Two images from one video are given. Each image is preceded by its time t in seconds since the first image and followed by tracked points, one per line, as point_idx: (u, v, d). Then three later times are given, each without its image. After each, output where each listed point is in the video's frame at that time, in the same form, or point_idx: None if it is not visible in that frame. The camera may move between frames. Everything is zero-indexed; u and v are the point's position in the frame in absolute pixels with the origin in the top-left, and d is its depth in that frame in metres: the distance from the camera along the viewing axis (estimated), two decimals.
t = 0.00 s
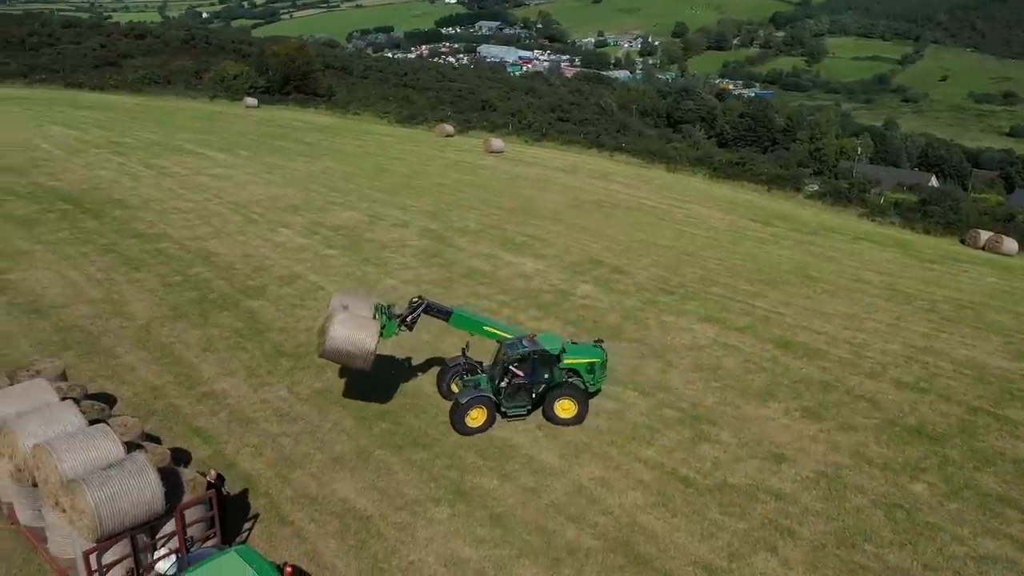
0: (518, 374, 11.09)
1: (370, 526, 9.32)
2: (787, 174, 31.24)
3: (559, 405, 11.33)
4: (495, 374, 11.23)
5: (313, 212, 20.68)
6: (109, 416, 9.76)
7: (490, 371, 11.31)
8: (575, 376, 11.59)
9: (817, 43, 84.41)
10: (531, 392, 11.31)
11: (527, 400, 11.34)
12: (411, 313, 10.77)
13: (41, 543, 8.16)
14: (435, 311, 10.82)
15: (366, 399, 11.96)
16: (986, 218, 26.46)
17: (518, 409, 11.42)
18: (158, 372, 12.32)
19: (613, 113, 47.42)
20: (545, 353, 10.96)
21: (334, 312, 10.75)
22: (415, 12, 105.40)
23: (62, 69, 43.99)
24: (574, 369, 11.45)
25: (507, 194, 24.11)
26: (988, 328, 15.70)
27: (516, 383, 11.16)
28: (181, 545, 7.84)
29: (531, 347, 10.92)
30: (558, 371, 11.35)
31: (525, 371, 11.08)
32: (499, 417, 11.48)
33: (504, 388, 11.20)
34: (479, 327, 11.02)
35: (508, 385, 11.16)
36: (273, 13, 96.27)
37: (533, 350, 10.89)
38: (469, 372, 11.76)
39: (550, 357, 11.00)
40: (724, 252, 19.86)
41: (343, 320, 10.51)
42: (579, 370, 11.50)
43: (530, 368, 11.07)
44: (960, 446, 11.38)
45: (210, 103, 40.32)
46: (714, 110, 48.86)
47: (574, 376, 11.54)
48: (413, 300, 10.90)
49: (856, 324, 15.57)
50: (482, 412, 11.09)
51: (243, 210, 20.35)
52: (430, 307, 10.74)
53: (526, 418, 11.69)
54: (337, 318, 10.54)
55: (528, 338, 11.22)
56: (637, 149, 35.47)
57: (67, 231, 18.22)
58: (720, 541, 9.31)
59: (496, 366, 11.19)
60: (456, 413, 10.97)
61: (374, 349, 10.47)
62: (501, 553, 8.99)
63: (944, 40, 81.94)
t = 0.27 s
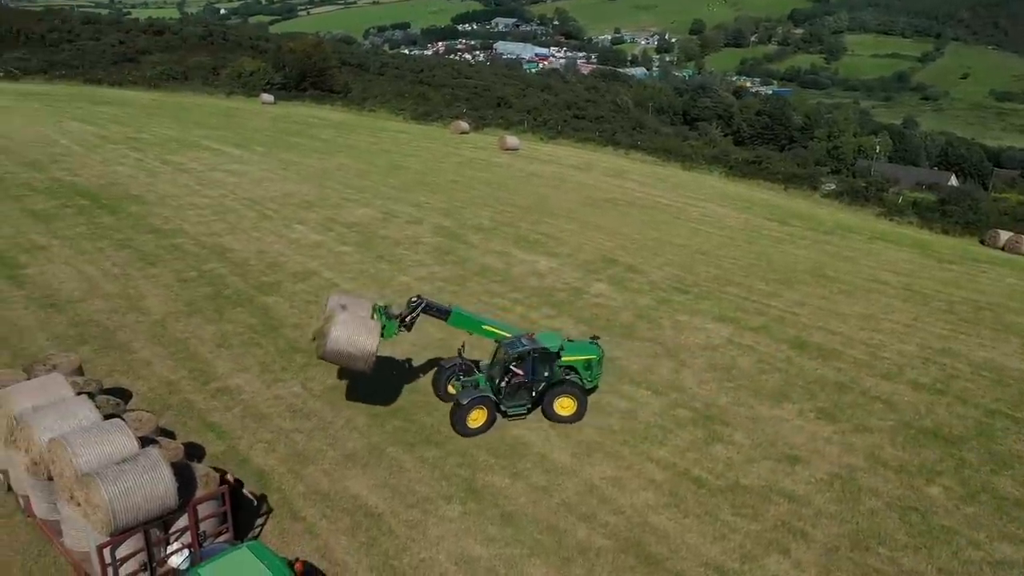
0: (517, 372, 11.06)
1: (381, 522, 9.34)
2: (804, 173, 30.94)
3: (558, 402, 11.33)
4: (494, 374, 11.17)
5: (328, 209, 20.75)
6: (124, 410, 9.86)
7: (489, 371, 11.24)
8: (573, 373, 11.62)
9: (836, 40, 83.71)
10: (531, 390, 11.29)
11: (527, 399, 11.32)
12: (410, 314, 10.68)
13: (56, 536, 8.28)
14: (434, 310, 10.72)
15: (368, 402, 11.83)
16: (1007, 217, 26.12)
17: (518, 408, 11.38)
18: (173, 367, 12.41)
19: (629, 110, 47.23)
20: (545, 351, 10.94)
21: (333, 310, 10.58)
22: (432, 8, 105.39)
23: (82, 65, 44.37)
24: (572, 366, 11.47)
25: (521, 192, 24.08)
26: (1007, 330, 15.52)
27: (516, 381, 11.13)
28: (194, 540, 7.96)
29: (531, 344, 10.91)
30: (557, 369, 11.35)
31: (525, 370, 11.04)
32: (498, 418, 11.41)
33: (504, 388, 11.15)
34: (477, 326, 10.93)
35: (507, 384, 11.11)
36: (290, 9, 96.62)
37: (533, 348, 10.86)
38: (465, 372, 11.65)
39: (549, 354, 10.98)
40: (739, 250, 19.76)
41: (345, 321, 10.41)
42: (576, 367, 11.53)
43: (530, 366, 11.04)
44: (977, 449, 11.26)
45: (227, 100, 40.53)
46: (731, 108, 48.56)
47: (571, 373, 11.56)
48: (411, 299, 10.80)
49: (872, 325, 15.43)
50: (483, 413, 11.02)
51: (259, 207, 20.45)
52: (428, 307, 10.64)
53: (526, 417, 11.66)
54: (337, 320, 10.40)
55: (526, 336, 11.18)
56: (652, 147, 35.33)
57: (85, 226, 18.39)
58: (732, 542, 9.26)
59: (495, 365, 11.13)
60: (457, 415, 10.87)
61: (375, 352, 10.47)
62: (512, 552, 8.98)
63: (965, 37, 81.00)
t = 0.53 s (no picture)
0: (518, 373, 10.95)
1: (394, 519, 9.38)
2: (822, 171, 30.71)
3: (559, 401, 11.31)
4: (494, 374, 11.02)
5: (344, 206, 20.83)
6: (140, 405, 9.96)
7: (489, 372, 11.09)
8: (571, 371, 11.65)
9: (855, 38, 83.03)
10: (532, 390, 11.19)
11: (529, 399, 11.23)
12: (411, 315, 10.38)
13: (72, 529, 8.37)
14: (434, 311, 10.46)
15: (371, 406, 11.69)
16: None
17: (519, 409, 11.28)
18: (189, 362, 12.51)
19: (646, 108, 47.07)
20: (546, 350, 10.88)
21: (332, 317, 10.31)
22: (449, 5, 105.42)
23: (102, 61, 44.78)
24: (570, 365, 11.48)
25: (536, 189, 24.05)
26: None
27: (516, 382, 11.02)
28: (208, 535, 8.01)
29: (531, 344, 10.83)
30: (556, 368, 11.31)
31: (525, 370, 10.94)
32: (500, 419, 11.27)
33: (504, 389, 11.01)
34: (476, 327, 10.77)
35: (507, 386, 10.97)
36: (308, 5, 96.94)
37: (534, 347, 10.79)
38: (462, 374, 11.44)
39: (550, 353, 10.93)
40: (755, 249, 19.65)
41: (347, 326, 10.15)
42: (574, 365, 11.56)
43: (531, 367, 10.95)
44: (994, 452, 11.13)
45: (245, 96, 40.78)
46: (749, 106, 48.27)
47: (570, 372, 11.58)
48: (410, 301, 10.53)
49: (890, 325, 15.29)
50: (484, 415, 10.85)
51: (275, 203, 20.56)
52: (428, 308, 10.38)
53: (526, 419, 11.58)
54: (337, 325, 10.14)
55: (525, 337, 11.11)
56: (668, 144, 35.19)
57: (103, 221, 18.56)
58: (745, 543, 9.21)
59: (494, 366, 11.02)
60: (460, 417, 10.67)
61: (378, 357, 10.20)
62: (523, 549, 8.99)
63: (987, 34, 80.02)
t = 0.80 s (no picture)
0: (518, 373, 10.88)
1: (404, 515, 9.42)
2: (839, 170, 30.49)
3: (559, 400, 11.30)
4: (495, 376, 10.95)
5: (358, 202, 20.90)
6: (154, 400, 10.05)
7: (489, 373, 11.02)
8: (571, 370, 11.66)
9: (874, 36, 82.40)
10: (533, 390, 11.12)
11: (529, 399, 11.15)
12: (412, 316, 10.24)
13: (87, 522, 8.44)
14: (436, 312, 10.31)
15: (377, 412, 11.50)
16: None
17: (520, 409, 11.19)
18: (204, 357, 12.62)
19: (661, 105, 46.93)
20: (547, 351, 10.85)
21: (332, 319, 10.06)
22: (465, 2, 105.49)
23: (120, 57, 45.17)
24: (570, 364, 11.54)
25: (550, 187, 24.03)
26: None
27: (517, 383, 10.94)
28: (220, 529, 8.01)
29: (533, 345, 10.79)
30: (556, 368, 11.26)
31: (526, 371, 10.88)
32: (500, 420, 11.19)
33: (505, 391, 10.92)
34: (478, 327, 10.71)
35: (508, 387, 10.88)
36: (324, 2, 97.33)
37: (535, 348, 10.75)
38: (461, 376, 11.38)
39: (551, 353, 10.91)
40: (769, 248, 19.55)
41: (350, 329, 9.95)
42: (574, 364, 11.61)
43: (531, 367, 10.89)
44: (1010, 455, 11.02)
45: (261, 92, 41.02)
46: (765, 103, 48.00)
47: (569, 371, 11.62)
48: (412, 302, 10.37)
49: (905, 326, 15.17)
50: (486, 417, 10.77)
51: (290, 199, 20.66)
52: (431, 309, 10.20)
53: (526, 419, 11.52)
54: (340, 329, 9.90)
55: (526, 338, 11.06)
56: (683, 142, 35.05)
57: (120, 217, 18.72)
58: (756, 543, 9.18)
59: (495, 368, 10.94)
60: (462, 419, 10.60)
61: (382, 360, 10.03)
62: (533, 547, 9.00)
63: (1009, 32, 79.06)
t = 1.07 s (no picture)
0: (518, 373, 10.71)
1: (414, 510, 9.45)
2: (854, 168, 30.26)
3: (559, 398, 11.26)
4: (495, 376, 10.78)
5: (371, 198, 20.95)
6: (166, 393, 10.15)
7: (489, 373, 10.86)
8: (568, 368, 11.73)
9: (890, 32, 81.80)
10: (533, 389, 10.97)
11: (530, 398, 10.99)
12: (412, 316, 10.23)
13: (99, 514, 8.52)
14: (437, 312, 10.37)
15: (384, 416, 11.30)
16: None
17: (522, 408, 11.07)
18: (216, 351, 12.71)
19: (676, 102, 46.76)
20: (546, 349, 10.76)
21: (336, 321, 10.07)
22: None
23: (136, 53, 45.52)
24: (569, 362, 11.56)
25: (563, 183, 24.00)
26: None
27: (517, 382, 10.76)
28: (231, 521, 8.12)
29: (532, 344, 10.66)
30: (556, 367, 11.13)
31: (526, 371, 10.74)
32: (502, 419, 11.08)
33: (505, 392, 10.76)
34: (477, 326, 10.73)
35: (508, 388, 10.72)
36: None
37: (534, 347, 10.62)
38: (459, 376, 11.17)
39: (551, 352, 10.83)
40: (782, 246, 19.46)
41: (354, 330, 9.93)
42: (572, 362, 11.63)
43: (531, 367, 10.76)
44: None
45: (276, 88, 41.21)
46: (780, 100, 47.71)
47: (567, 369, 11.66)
48: (412, 302, 10.41)
49: (919, 326, 15.05)
50: (486, 417, 10.67)
51: (303, 195, 20.75)
52: (433, 308, 10.27)
53: (527, 418, 11.41)
54: (345, 329, 9.89)
55: (524, 337, 10.95)
56: (697, 139, 34.90)
57: (135, 211, 18.87)
58: (765, 542, 9.16)
59: (494, 368, 10.80)
60: (463, 419, 10.51)
61: (388, 360, 10.05)
62: (542, 544, 9.02)
63: None
